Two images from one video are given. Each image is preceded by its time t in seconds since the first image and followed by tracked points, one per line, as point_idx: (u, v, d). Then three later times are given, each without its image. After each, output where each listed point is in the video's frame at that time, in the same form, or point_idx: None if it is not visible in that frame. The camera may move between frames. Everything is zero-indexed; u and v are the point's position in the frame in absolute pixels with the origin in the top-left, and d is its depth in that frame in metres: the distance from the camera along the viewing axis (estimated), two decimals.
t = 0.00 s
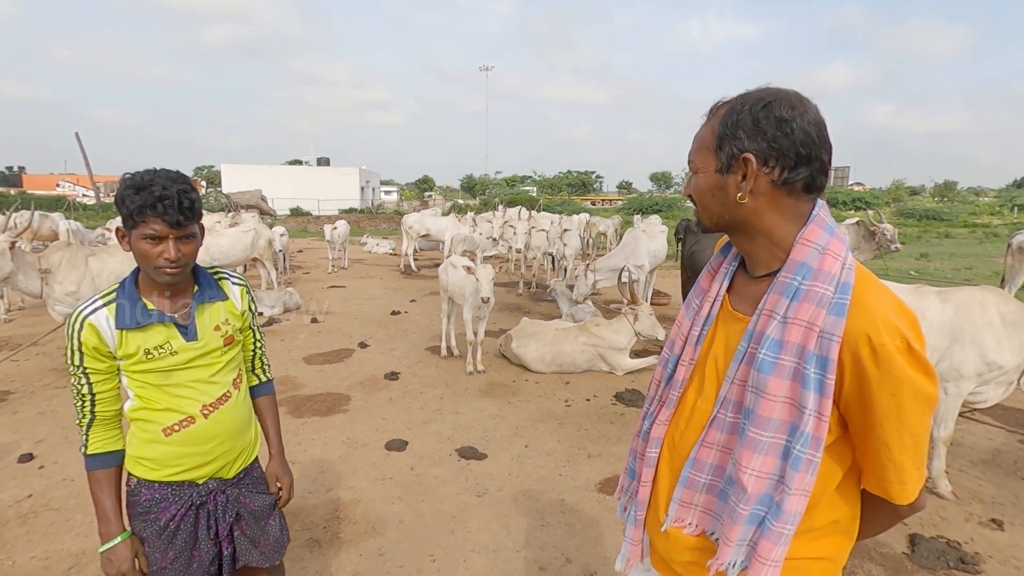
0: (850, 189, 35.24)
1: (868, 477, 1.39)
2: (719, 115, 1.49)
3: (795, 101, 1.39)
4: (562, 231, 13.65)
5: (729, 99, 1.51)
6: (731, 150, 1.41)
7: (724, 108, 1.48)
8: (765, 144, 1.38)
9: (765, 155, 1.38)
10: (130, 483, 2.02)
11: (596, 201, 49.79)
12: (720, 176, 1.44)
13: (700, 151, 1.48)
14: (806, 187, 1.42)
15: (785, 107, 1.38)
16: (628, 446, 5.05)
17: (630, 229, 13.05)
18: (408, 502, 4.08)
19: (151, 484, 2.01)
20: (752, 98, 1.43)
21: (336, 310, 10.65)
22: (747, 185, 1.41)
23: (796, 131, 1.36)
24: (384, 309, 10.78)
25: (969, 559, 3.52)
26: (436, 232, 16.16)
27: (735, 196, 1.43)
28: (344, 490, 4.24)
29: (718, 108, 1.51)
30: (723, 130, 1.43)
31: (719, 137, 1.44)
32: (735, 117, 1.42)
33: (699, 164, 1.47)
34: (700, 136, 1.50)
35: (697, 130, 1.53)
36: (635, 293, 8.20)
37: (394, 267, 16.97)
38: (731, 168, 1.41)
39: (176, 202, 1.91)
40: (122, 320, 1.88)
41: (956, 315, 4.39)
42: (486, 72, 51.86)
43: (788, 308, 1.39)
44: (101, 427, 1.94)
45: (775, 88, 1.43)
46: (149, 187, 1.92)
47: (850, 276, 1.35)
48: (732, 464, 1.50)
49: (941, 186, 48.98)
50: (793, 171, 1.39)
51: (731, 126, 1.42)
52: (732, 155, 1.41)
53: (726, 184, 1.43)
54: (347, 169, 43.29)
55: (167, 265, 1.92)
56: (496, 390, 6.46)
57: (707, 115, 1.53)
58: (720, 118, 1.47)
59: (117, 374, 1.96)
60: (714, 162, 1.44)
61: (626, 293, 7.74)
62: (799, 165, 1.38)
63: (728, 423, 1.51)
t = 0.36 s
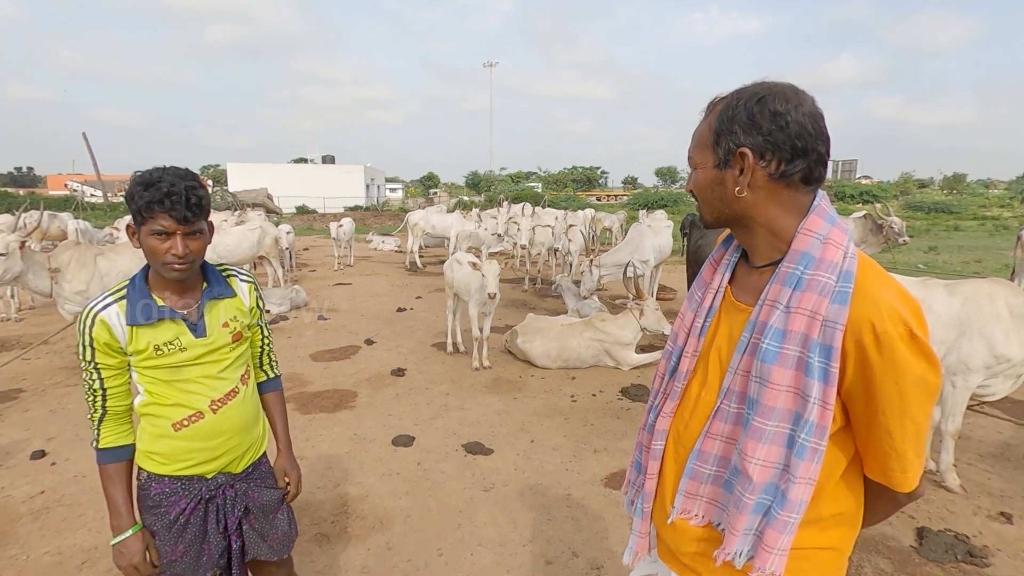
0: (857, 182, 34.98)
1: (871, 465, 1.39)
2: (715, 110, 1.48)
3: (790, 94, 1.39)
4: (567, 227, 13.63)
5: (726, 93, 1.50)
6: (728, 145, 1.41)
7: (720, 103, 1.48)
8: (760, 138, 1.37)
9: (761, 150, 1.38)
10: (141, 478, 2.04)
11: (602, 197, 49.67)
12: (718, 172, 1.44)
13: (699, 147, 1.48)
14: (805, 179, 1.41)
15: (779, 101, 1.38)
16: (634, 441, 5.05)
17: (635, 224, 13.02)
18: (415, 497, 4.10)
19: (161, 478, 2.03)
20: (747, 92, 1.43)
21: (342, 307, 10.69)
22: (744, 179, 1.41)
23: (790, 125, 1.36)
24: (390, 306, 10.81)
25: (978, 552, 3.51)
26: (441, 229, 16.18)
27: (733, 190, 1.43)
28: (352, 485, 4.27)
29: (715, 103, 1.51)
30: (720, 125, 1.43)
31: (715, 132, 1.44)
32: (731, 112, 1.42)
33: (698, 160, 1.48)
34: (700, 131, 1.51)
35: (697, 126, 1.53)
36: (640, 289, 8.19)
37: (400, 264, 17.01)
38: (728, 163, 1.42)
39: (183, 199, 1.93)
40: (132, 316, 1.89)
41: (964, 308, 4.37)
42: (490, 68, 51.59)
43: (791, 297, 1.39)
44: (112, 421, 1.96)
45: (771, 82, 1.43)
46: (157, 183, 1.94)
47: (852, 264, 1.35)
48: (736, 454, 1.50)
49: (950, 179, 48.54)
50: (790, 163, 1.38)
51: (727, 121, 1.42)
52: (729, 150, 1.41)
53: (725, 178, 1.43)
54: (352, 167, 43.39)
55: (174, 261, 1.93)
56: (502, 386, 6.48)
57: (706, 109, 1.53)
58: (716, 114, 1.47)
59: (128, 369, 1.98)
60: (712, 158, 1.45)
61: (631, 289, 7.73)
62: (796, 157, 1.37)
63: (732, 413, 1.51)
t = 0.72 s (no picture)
0: (864, 179, 34.81)
1: (877, 452, 1.38)
2: (770, 94, 1.40)
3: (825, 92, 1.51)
4: (572, 224, 13.62)
5: (764, 78, 1.44)
6: (808, 134, 1.39)
7: (774, 88, 1.41)
8: (831, 130, 1.43)
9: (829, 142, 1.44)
10: (151, 473, 2.06)
11: (606, 194, 49.61)
12: (791, 163, 1.39)
13: (766, 131, 1.37)
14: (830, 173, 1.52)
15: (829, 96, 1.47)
16: (639, 438, 5.05)
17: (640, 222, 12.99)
18: (421, 493, 4.12)
19: (171, 473, 2.04)
20: (798, 83, 1.42)
21: (347, 305, 10.72)
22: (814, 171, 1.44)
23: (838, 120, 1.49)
24: (395, 303, 10.84)
25: (985, 551, 3.49)
26: (446, 227, 16.18)
27: (804, 182, 1.43)
28: (357, 482, 4.28)
29: (760, 86, 1.42)
30: (798, 113, 1.38)
31: (789, 119, 1.38)
32: (802, 100, 1.39)
33: (772, 147, 1.36)
34: (758, 113, 1.38)
35: (745, 107, 1.39)
36: (646, 286, 8.17)
37: (404, 262, 17.04)
38: (806, 153, 1.40)
39: (199, 183, 1.97)
40: (143, 313, 1.91)
41: (971, 305, 4.36)
42: (494, 65, 51.52)
43: (798, 284, 1.40)
44: (121, 416, 1.97)
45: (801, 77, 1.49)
46: (171, 172, 1.96)
47: (857, 252, 1.37)
48: (742, 443, 1.49)
49: (957, 176, 48.21)
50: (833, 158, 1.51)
51: (804, 109, 1.39)
52: (809, 139, 1.39)
53: (800, 169, 1.40)
54: (357, 165, 43.49)
55: (196, 247, 1.95)
56: (506, 383, 6.48)
57: (750, 91, 1.42)
58: (778, 99, 1.40)
59: (137, 364, 2.00)
60: (785, 147, 1.38)
61: (636, 286, 7.73)
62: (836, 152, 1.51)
63: (738, 403, 1.51)
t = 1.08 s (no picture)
0: (860, 177, 34.87)
1: (891, 447, 1.41)
2: (819, 86, 1.38)
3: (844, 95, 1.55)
4: (569, 222, 13.61)
5: (809, 66, 1.42)
6: (847, 133, 1.41)
7: (822, 80, 1.40)
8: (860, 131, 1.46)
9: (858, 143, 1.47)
10: (164, 476, 2.03)
11: (603, 192, 49.61)
12: (835, 158, 1.39)
13: (816, 125, 1.36)
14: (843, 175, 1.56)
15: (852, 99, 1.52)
16: (636, 436, 5.06)
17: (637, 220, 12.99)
18: (419, 492, 4.11)
19: (187, 474, 2.02)
20: (840, 75, 1.43)
21: (343, 303, 10.70)
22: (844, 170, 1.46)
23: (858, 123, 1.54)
24: (391, 302, 10.82)
25: (981, 546, 3.50)
26: (442, 224, 16.16)
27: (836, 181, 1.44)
28: (355, 481, 4.27)
29: (808, 76, 1.40)
30: (842, 110, 1.39)
31: (837, 114, 1.38)
32: (845, 96, 1.40)
33: (822, 142, 1.36)
34: (809, 105, 1.36)
35: (795, 97, 1.36)
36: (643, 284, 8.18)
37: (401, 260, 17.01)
38: (843, 152, 1.41)
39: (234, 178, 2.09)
40: (156, 312, 1.87)
41: (967, 302, 4.37)
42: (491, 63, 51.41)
43: (825, 285, 1.40)
44: (128, 422, 1.88)
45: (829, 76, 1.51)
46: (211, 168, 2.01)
47: (877, 251, 1.39)
48: (769, 450, 1.49)
49: (953, 173, 48.33)
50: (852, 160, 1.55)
51: (846, 106, 1.40)
52: (847, 138, 1.41)
53: (836, 168, 1.41)
54: (354, 163, 43.40)
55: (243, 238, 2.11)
56: (504, 381, 6.48)
57: (799, 80, 1.38)
58: (828, 91, 1.39)
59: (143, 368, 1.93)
60: (832, 142, 1.38)
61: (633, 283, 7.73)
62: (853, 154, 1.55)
63: (761, 408, 1.50)
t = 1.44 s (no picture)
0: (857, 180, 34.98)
1: (891, 457, 1.42)
2: (842, 92, 1.39)
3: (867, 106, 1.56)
4: (567, 224, 13.62)
5: (833, 72, 1.42)
6: (867, 141, 1.41)
7: (846, 86, 1.40)
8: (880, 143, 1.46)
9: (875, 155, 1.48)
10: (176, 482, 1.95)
11: (601, 195, 49.68)
12: (851, 165, 1.40)
13: (836, 129, 1.36)
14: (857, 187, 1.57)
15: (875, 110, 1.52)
16: (633, 439, 5.06)
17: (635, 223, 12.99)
18: (416, 495, 4.10)
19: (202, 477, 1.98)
20: (865, 84, 1.42)
21: (341, 305, 10.69)
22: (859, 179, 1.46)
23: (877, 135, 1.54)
24: (389, 303, 10.81)
25: (977, 550, 3.51)
26: (440, 227, 16.16)
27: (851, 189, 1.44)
28: (352, 483, 4.26)
29: (833, 80, 1.40)
30: (864, 118, 1.39)
31: (857, 121, 1.38)
32: (869, 104, 1.40)
33: (839, 147, 1.36)
34: (830, 109, 1.36)
35: (816, 99, 1.37)
36: (640, 287, 8.19)
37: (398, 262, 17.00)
38: (860, 161, 1.41)
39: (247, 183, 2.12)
40: (173, 311, 1.86)
41: (963, 306, 4.38)
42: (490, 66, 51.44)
43: (833, 296, 1.41)
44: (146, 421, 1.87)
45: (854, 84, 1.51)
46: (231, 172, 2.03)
47: (885, 263, 1.40)
48: (773, 460, 1.50)
49: (949, 177, 48.50)
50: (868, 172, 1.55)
51: (869, 115, 1.40)
52: (866, 147, 1.41)
53: (852, 175, 1.41)
54: (352, 165, 43.39)
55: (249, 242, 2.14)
56: (501, 383, 6.48)
57: (824, 83, 1.39)
58: (851, 97, 1.39)
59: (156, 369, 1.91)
60: (849, 148, 1.38)
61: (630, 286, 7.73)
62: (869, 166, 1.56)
63: (765, 417, 1.51)
